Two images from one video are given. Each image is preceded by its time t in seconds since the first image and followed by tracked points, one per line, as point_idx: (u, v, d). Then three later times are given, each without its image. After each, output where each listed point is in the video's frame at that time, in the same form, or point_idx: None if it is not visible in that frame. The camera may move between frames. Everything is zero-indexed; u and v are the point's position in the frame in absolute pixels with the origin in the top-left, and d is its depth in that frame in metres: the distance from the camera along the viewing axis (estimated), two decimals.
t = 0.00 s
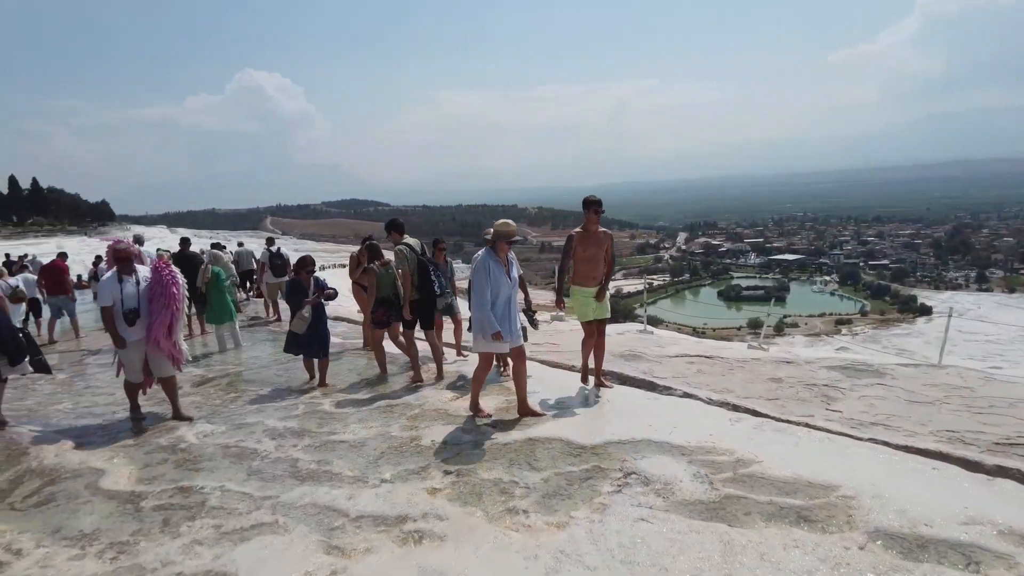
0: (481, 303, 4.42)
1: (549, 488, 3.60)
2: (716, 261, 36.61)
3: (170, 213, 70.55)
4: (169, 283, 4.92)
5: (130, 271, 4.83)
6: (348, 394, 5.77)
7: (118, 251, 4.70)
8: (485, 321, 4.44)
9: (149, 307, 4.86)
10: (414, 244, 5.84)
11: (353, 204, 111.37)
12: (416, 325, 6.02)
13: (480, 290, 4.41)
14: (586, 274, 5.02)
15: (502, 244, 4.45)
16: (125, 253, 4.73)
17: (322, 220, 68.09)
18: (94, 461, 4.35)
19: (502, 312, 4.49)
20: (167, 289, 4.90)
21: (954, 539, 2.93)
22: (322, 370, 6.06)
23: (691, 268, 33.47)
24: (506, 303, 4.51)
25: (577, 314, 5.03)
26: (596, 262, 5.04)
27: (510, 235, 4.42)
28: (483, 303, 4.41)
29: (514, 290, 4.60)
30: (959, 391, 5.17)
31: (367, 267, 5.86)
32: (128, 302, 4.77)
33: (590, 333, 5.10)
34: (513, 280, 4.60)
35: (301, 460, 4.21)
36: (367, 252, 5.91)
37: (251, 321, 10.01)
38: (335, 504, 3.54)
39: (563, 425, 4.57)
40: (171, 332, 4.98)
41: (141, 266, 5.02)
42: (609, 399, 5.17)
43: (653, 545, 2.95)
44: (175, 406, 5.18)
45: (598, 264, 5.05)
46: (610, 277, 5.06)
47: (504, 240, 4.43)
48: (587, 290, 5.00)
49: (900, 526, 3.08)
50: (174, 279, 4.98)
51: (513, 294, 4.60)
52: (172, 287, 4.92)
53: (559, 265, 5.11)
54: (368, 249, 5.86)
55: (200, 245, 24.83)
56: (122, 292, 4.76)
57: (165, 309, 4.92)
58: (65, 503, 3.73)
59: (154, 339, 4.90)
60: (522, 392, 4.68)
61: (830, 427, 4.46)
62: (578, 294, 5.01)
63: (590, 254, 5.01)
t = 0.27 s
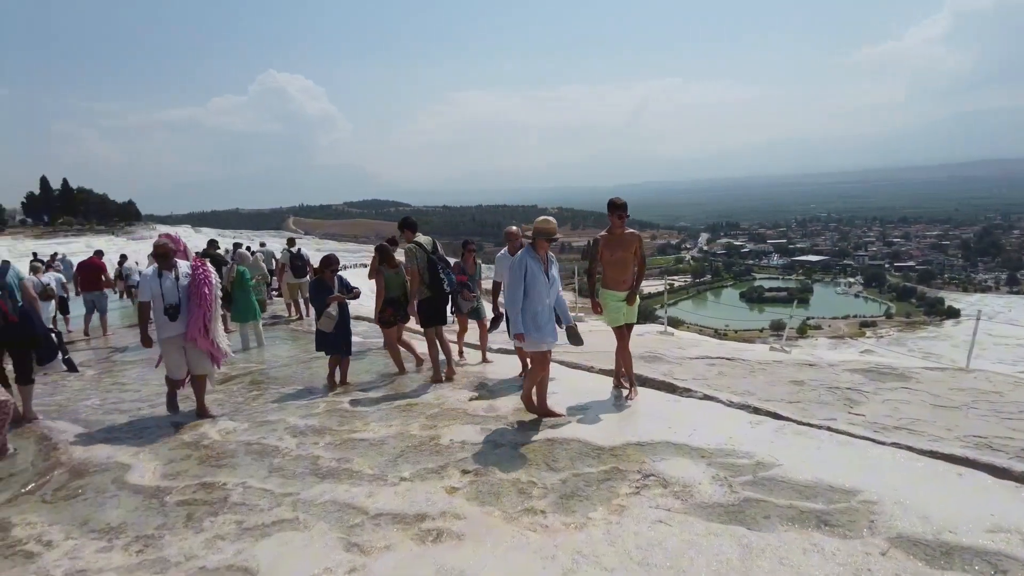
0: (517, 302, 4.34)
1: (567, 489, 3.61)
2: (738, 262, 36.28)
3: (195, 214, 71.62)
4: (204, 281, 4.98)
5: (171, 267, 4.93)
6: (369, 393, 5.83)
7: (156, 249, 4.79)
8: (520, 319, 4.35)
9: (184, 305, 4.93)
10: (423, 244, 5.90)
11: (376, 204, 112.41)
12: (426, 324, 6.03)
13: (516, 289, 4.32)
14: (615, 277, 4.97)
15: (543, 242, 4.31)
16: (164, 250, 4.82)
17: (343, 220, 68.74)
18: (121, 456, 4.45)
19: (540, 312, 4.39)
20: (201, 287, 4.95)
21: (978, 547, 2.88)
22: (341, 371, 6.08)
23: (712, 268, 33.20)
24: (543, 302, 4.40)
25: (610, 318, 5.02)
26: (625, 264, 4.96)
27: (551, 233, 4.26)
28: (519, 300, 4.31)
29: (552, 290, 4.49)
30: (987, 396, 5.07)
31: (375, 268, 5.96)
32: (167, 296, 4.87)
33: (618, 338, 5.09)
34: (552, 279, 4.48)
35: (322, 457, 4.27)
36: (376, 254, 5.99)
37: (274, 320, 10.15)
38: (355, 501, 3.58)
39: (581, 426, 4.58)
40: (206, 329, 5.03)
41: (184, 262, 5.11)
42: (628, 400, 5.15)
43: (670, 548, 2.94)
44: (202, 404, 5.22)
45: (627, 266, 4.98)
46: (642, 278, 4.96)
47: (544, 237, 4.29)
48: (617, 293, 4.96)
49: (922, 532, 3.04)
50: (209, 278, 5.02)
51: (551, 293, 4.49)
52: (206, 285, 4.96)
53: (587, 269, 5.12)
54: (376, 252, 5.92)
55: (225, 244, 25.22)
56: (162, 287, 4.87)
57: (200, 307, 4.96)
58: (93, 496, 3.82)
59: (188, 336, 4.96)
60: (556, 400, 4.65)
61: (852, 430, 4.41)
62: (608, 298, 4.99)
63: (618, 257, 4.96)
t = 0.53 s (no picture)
0: (553, 305, 4.17)
1: (594, 490, 3.59)
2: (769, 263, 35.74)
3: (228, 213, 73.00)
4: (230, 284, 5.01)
5: (206, 267, 5.03)
6: (396, 392, 5.87)
7: (189, 250, 4.91)
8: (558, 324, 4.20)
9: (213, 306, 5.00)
10: (447, 244, 5.92)
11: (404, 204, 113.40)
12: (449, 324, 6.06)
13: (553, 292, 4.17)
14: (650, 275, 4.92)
15: (586, 242, 4.18)
16: (195, 251, 4.91)
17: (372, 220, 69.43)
18: (157, 451, 4.56)
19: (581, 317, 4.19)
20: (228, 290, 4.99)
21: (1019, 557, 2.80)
22: (370, 368, 6.09)
23: (742, 269, 32.76)
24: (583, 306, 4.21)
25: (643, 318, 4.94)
26: (660, 261, 4.89)
27: (594, 234, 4.14)
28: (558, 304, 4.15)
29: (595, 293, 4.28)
30: None
31: (399, 266, 6.03)
32: (199, 297, 4.97)
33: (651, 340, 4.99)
34: (595, 282, 4.30)
35: (351, 454, 4.32)
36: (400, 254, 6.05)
37: (304, 318, 10.30)
38: (383, 498, 3.61)
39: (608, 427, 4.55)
40: (235, 331, 5.07)
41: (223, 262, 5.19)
42: (656, 402, 5.11)
43: (699, 551, 2.91)
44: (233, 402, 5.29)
45: (662, 264, 4.91)
46: (677, 276, 4.86)
47: (585, 238, 4.15)
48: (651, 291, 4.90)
49: (960, 541, 2.96)
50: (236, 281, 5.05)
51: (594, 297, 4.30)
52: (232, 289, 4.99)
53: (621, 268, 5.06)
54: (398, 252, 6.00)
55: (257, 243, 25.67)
56: (196, 286, 4.99)
57: (229, 308, 5.02)
58: (130, 489, 3.91)
59: (216, 338, 5.03)
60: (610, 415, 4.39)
61: (886, 435, 4.32)
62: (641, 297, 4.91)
63: (652, 255, 4.90)
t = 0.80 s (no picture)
0: (604, 307, 4.11)
1: (624, 491, 3.57)
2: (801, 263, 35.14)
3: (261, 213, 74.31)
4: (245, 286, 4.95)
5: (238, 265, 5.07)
6: (426, 390, 5.92)
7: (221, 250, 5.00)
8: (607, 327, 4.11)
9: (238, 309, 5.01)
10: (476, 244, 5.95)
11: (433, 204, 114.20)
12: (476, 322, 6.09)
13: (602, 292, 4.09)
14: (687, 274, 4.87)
15: (633, 240, 4.12)
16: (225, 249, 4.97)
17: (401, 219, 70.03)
18: (194, 445, 4.66)
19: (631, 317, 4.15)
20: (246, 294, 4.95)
21: None
22: (399, 368, 6.14)
23: (774, 270, 32.25)
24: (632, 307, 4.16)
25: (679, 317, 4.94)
26: (695, 262, 4.81)
27: (642, 230, 4.07)
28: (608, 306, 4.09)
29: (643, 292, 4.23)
30: None
31: (426, 265, 6.06)
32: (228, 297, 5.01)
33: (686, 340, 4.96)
34: (643, 281, 4.24)
35: (382, 451, 4.36)
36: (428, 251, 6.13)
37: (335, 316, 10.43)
38: (413, 495, 3.64)
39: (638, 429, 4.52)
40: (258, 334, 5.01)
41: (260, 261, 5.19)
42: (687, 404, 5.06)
43: (731, 554, 2.87)
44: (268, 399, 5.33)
45: (699, 263, 4.81)
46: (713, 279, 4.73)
47: (631, 235, 4.09)
48: (685, 291, 4.86)
49: (1003, 550, 2.87)
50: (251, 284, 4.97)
51: (643, 296, 4.24)
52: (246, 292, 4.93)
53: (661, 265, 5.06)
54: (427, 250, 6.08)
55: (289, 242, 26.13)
56: (229, 284, 5.03)
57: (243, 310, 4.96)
58: (168, 482, 4.01)
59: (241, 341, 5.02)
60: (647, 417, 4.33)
61: (925, 440, 4.22)
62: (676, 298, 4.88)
63: (687, 254, 4.84)
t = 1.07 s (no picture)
0: (661, 305, 3.97)
1: (654, 493, 3.54)
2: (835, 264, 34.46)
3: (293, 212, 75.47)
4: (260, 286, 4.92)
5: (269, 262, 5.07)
6: (454, 389, 5.94)
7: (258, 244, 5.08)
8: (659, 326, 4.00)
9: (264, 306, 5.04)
10: (503, 243, 6.00)
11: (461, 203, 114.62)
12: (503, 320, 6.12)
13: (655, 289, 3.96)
14: (728, 274, 4.85)
15: (683, 234, 4.01)
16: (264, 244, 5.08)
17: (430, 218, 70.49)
18: (228, 441, 4.75)
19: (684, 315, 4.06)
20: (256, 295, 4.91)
21: None
22: (428, 367, 6.18)
23: (806, 270, 31.67)
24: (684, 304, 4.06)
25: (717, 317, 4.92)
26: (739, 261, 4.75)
27: (691, 224, 3.99)
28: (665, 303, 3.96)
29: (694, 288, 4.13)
30: None
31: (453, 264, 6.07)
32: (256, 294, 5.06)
33: (723, 342, 4.89)
34: (693, 276, 4.14)
35: (411, 449, 4.39)
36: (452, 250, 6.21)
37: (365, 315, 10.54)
38: (442, 493, 3.66)
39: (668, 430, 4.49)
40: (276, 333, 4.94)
41: (294, 258, 5.14)
42: (717, 406, 5.00)
43: (763, 558, 2.83)
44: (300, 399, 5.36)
45: (738, 265, 4.76)
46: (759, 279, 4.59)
47: (682, 229, 3.99)
48: (725, 291, 4.82)
49: None
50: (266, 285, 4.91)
51: (693, 292, 4.14)
52: (258, 291, 4.90)
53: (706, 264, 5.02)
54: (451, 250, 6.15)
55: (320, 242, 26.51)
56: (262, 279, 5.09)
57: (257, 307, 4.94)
58: (203, 476, 4.09)
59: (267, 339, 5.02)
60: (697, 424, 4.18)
61: (966, 445, 4.10)
62: (713, 297, 4.87)
63: (728, 254, 4.80)
